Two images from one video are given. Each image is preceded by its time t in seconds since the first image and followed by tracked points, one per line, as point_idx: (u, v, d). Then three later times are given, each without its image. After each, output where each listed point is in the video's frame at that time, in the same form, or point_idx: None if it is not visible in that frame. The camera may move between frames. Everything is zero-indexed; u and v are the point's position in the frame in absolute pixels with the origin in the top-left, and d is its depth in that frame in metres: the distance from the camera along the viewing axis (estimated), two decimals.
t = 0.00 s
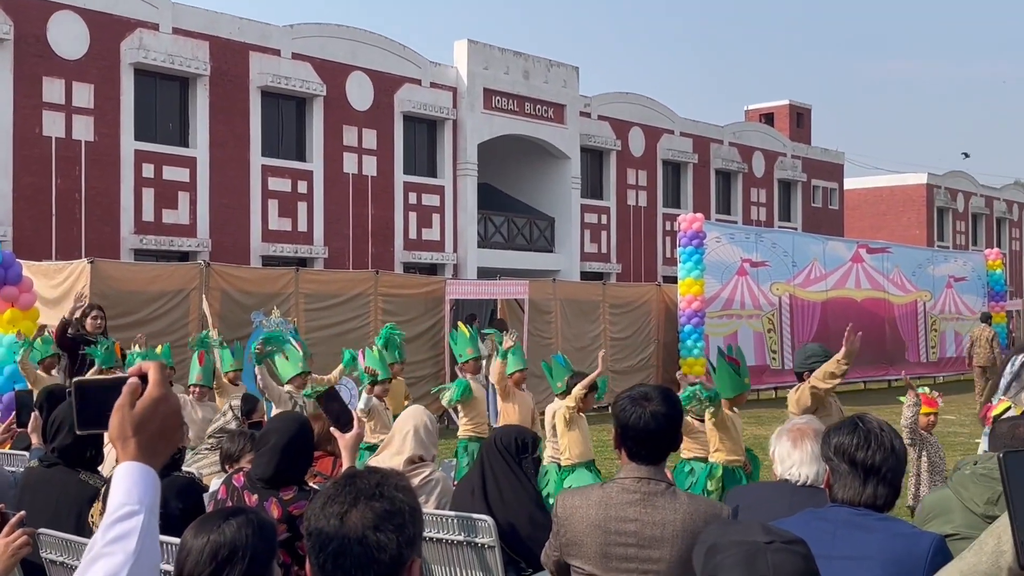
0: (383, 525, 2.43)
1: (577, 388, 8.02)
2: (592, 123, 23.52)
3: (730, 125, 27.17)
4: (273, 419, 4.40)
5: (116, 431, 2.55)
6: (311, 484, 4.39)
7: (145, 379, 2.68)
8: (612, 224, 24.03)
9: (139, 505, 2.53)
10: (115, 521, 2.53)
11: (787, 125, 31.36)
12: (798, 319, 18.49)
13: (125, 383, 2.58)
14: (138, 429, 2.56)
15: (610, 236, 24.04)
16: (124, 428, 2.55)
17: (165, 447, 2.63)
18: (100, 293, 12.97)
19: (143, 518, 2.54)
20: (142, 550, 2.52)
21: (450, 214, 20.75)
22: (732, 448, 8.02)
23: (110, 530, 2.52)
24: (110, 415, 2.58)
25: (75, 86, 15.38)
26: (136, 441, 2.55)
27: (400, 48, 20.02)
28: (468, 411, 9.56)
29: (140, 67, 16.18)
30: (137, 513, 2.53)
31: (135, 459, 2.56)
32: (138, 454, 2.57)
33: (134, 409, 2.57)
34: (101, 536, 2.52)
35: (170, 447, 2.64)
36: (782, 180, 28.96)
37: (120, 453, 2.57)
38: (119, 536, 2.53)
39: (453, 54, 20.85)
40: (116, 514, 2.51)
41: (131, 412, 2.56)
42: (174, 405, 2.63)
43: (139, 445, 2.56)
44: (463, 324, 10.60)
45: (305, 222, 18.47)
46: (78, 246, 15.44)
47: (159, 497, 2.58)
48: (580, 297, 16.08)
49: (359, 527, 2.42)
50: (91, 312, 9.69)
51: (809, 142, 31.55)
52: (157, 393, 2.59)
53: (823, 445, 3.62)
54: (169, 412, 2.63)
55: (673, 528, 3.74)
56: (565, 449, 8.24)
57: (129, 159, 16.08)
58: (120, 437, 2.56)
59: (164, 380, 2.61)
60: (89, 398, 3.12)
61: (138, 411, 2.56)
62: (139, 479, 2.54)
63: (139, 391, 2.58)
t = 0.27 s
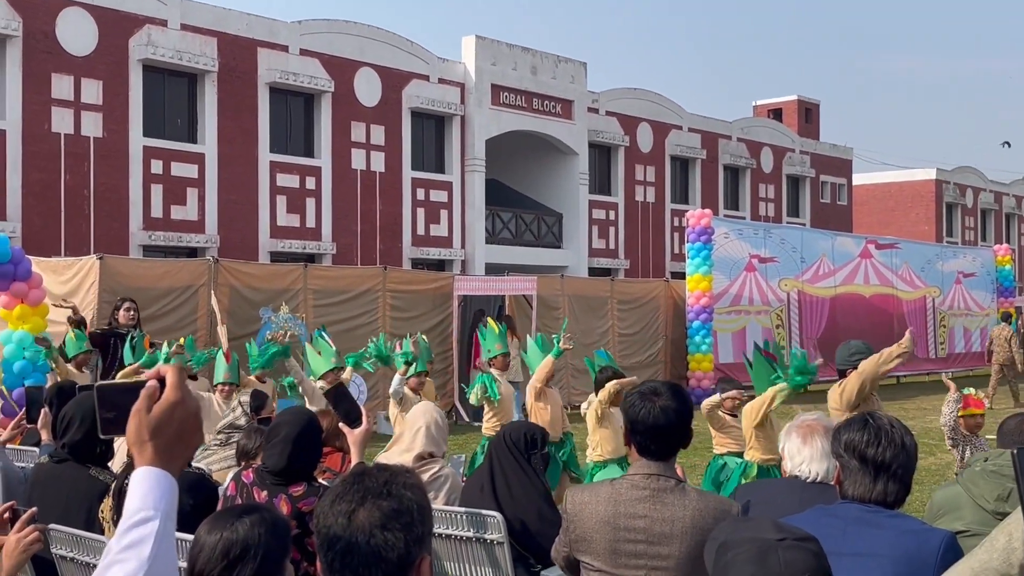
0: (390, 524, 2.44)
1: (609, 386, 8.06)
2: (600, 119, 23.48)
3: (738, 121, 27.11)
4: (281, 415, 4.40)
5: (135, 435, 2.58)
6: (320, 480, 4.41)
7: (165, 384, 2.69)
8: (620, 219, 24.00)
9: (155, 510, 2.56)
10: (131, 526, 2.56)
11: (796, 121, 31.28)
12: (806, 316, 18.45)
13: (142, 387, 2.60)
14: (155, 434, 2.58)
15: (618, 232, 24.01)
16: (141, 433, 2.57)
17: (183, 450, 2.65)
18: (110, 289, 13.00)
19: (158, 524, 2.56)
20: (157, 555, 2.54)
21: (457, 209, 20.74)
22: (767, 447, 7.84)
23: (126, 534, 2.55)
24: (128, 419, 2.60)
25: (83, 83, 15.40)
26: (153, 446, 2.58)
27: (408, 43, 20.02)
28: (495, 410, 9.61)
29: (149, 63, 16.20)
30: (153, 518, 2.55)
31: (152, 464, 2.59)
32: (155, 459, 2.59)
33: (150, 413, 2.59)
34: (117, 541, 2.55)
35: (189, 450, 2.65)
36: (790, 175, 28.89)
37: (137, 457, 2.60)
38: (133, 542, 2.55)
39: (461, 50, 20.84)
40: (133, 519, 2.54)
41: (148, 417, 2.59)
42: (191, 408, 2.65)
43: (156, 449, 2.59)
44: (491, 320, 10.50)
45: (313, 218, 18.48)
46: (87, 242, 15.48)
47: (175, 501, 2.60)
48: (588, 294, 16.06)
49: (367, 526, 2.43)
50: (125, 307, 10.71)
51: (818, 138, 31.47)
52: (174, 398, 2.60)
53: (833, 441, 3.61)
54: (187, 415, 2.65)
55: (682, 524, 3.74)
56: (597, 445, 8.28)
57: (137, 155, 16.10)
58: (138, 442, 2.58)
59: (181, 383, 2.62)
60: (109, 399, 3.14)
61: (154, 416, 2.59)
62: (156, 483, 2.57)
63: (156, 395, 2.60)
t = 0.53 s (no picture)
0: (400, 522, 2.43)
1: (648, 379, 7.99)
2: (610, 114, 23.44)
3: (748, 116, 27.04)
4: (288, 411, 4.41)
5: (152, 441, 2.59)
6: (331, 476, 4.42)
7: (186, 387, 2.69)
8: (629, 215, 23.96)
9: (170, 517, 2.59)
10: (148, 531, 2.60)
11: (806, 116, 31.20)
12: (817, 312, 18.39)
13: (162, 392, 2.61)
14: (173, 439, 2.60)
15: (628, 228, 23.97)
16: (159, 439, 2.58)
17: (202, 455, 2.66)
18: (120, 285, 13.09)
19: (175, 529, 2.60)
20: (172, 561, 2.58)
21: (467, 206, 20.73)
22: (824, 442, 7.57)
23: (142, 540, 2.59)
24: (147, 424, 2.61)
25: (93, 79, 15.44)
26: (170, 452, 2.59)
27: (418, 40, 20.01)
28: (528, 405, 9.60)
29: (159, 60, 16.23)
30: (168, 524, 2.59)
31: (169, 470, 2.60)
32: (173, 464, 2.60)
33: (168, 419, 2.59)
34: (133, 547, 2.59)
35: (208, 455, 2.66)
36: (800, 171, 28.81)
37: (154, 464, 2.60)
38: (148, 548, 2.59)
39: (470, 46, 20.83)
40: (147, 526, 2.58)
41: (166, 422, 2.59)
42: (210, 413, 2.64)
43: (174, 455, 2.60)
44: (527, 320, 10.44)
45: (323, 214, 18.50)
46: (97, 238, 15.52)
47: (192, 508, 2.63)
48: (597, 290, 16.03)
49: (377, 523, 2.43)
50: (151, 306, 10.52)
51: (828, 134, 31.37)
52: (193, 405, 2.60)
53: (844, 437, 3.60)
54: (205, 422, 2.64)
55: (693, 523, 3.73)
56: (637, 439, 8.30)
57: (148, 151, 16.13)
58: (155, 447, 2.60)
59: (201, 390, 2.61)
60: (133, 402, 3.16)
61: (173, 421, 2.59)
62: (173, 489, 2.59)
63: (175, 400, 2.60)
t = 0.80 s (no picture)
0: (409, 518, 2.43)
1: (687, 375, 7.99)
2: (620, 110, 23.42)
3: (759, 112, 26.96)
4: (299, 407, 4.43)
5: (167, 442, 2.57)
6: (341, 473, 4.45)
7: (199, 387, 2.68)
8: (639, 211, 23.94)
9: (185, 517, 2.55)
10: (161, 532, 2.55)
11: (817, 112, 31.12)
12: (827, 308, 18.35)
13: (177, 392, 2.61)
14: (187, 439, 2.57)
15: (638, 224, 23.94)
16: (173, 439, 2.57)
17: (216, 455, 2.63)
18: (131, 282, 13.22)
19: (190, 531, 2.55)
20: (187, 561, 2.53)
21: (477, 202, 20.73)
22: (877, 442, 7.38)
23: (156, 540, 2.54)
24: (162, 423, 2.60)
25: (104, 77, 15.48)
26: (184, 452, 2.57)
27: (428, 36, 20.01)
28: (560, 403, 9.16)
29: (169, 57, 16.26)
30: (183, 525, 2.55)
31: (184, 469, 2.58)
32: (188, 465, 2.58)
33: (182, 418, 2.59)
34: (147, 547, 2.54)
35: (222, 456, 2.64)
36: (811, 167, 28.72)
37: (168, 464, 2.59)
38: (162, 550, 2.54)
39: (480, 42, 20.81)
40: (162, 525, 2.54)
41: (180, 422, 2.59)
42: (225, 414, 2.63)
43: (188, 455, 2.58)
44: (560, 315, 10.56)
45: (333, 211, 18.51)
46: (108, 235, 15.57)
47: (206, 509, 2.59)
48: (607, 286, 16.01)
49: (387, 520, 2.43)
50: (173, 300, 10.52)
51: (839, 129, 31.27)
52: (206, 405, 2.59)
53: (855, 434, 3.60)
54: (220, 421, 2.64)
55: (702, 519, 3.73)
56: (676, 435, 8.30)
57: (158, 148, 16.17)
58: (170, 447, 2.58)
59: (214, 389, 2.60)
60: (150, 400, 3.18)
61: (187, 421, 2.58)
62: (188, 489, 2.56)
63: (190, 400, 2.60)
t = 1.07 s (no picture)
0: (423, 515, 2.44)
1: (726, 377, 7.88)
2: (631, 108, 23.38)
3: (771, 108, 26.88)
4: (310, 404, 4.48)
5: (185, 442, 2.62)
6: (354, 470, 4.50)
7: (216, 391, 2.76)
8: (651, 209, 23.89)
9: (203, 518, 2.58)
10: (181, 532, 2.57)
11: (829, 108, 31.01)
12: (840, 305, 18.30)
13: (194, 394, 2.68)
14: (205, 439, 2.63)
15: (650, 221, 23.90)
16: (192, 439, 2.62)
17: (234, 456, 2.69)
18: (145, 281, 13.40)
19: (209, 530, 2.58)
20: (205, 562, 2.54)
21: (489, 200, 20.72)
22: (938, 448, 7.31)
23: (174, 540, 2.55)
24: (180, 424, 2.66)
25: (117, 75, 15.53)
26: (202, 452, 2.62)
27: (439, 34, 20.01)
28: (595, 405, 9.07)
29: (182, 56, 16.30)
30: (201, 525, 2.57)
31: (202, 470, 2.63)
32: (206, 465, 2.64)
33: (200, 419, 2.65)
34: (165, 547, 2.55)
35: (239, 456, 2.70)
36: (823, 163, 28.62)
37: (186, 465, 2.64)
38: (181, 549, 2.55)
39: (492, 39, 20.81)
40: (180, 525, 2.56)
41: (198, 422, 2.64)
42: (242, 415, 2.71)
43: (206, 455, 2.63)
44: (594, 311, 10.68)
45: (345, 209, 18.53)
46: (121, 234, 15.61)
47: (224, 508, 2.63)
48: (619, 283, 15.98)
49: (402, 517, 2.43)
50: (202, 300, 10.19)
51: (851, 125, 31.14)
52: (224, 405, 2.67)
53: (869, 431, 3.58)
54: (237, 423, 2.70)
55: (714, 517, 3.72)
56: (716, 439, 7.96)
57: (171, 147, 16.21)
58: (188, 447, 2.63)
59: (232, 390, 2.69)
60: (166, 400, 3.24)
61: (205, 421, 2.64)
62: (206, 490, 2.60)
63: (207, 401, 2.69)
